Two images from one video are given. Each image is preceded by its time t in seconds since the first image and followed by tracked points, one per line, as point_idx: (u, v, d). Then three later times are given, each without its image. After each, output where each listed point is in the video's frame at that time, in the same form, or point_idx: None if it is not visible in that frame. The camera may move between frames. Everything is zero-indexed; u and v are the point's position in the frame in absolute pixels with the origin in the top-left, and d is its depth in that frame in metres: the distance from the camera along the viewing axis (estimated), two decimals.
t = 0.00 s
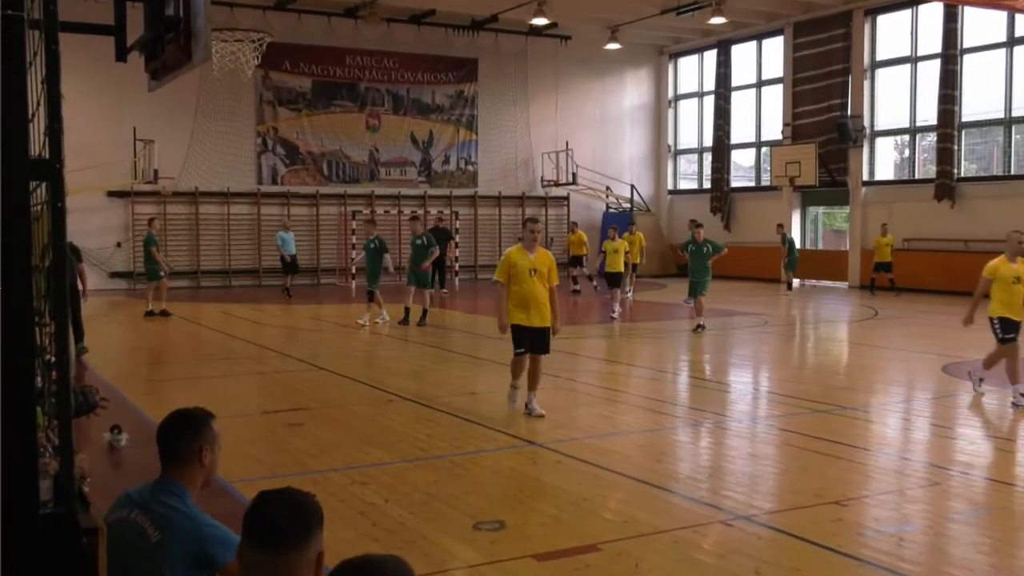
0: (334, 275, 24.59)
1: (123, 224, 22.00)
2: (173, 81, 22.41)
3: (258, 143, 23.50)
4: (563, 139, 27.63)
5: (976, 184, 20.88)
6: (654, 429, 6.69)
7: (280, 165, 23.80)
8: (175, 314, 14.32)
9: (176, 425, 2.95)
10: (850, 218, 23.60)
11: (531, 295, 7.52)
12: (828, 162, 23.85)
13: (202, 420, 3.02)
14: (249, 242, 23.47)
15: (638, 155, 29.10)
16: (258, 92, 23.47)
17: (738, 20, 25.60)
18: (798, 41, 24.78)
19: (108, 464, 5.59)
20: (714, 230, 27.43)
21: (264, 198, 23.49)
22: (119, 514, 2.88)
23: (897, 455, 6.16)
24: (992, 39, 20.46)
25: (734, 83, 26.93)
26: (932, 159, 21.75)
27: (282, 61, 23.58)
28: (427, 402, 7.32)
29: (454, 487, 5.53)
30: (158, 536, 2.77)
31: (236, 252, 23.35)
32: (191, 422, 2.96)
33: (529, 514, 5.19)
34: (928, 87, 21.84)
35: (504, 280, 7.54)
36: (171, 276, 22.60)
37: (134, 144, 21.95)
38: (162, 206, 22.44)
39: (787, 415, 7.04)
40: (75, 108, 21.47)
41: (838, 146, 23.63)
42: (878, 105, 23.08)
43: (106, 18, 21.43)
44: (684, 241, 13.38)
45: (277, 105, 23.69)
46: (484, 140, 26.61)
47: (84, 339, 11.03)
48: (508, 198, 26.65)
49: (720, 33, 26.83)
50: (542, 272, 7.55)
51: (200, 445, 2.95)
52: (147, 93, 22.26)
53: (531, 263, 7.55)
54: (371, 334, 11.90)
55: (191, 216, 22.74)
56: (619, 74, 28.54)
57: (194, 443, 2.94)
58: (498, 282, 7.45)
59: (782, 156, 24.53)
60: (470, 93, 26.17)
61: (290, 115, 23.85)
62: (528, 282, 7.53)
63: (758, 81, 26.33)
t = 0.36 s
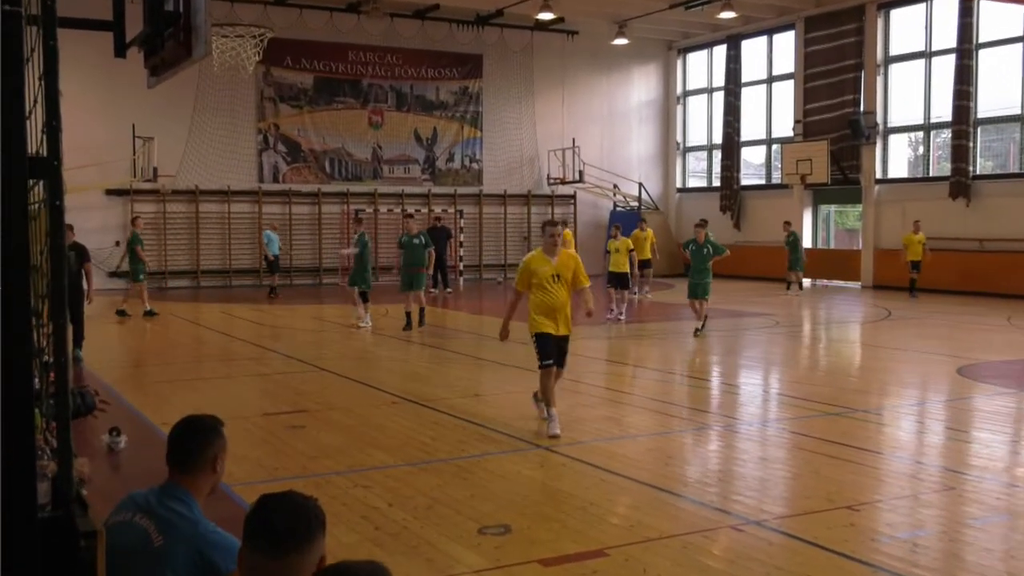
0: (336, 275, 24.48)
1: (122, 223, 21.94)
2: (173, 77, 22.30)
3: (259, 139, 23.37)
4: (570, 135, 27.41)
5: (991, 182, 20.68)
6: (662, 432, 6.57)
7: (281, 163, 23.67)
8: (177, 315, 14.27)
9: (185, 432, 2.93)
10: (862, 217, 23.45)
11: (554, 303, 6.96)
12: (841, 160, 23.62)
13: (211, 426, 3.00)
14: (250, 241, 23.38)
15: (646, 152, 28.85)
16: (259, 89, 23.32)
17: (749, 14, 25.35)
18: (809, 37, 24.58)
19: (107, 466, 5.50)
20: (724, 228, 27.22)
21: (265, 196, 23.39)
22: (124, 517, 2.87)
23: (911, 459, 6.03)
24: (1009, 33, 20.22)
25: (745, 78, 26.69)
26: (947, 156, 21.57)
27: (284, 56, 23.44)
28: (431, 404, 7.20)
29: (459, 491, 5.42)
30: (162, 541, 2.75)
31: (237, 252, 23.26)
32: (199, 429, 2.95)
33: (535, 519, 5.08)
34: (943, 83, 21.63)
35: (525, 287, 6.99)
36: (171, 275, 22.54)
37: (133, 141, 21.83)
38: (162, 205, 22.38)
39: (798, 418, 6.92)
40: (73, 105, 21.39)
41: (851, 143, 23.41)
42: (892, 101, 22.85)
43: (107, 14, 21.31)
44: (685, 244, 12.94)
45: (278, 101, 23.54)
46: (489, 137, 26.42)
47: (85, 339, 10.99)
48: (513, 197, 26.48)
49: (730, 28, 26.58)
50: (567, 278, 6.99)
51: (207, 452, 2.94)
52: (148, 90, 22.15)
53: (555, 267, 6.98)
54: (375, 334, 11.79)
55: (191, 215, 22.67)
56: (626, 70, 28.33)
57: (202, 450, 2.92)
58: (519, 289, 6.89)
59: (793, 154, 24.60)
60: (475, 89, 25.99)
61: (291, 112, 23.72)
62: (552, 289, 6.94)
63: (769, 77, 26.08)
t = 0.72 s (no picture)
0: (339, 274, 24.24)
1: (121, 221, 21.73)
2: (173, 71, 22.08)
3: (262, 135, 23.13)
4: (578, 131, 27.07)
5: (1012, 179, 20.47)
6: (674, 436, 6.42)
7: (282, 160, 23.44)
8: (178, 315, 14.15)
9: (182, 438, 2.81)
10: (879, 215, 23.21)
11: (585, 304, 6.47)
12: (857, 157, 23.41)
13: (208, 431, 2.89)
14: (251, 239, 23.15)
15: (657, 149, 28.51)
16: (260, 84, 23.14)
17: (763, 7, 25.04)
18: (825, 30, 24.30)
19: (105, 468, 5.39)
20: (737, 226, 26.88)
21: (267, 193, 23.15)
22: (122, 525, 2.74)
23: (930, 464, 5.87)
24: None
25: (758, 73, 26.37)
26: (967, 152, 21.37)
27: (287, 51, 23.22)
28: (435, 406, 7.08)
29: (464, 496, 5.29)
30: (164, 545, 2.63)
31: (237, 251, 23.03)
32: (198, 434, 2.83)
33: (543, 525, 4.94)
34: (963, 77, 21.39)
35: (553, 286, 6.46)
36: (169, 275, 22.33)
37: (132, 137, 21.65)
38: (160, 203, 22.16)
39: (813, 422, 6.77)
40: (70, 99, 21.20)
41: (868, 139, 23.17)
42: (910, 96, 22.58)
43: (107, 8, 21.11)
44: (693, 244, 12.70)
45: (280, 97, 23.33)
46: (496, 133, 26.14)
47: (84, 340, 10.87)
48: (520, 194, 26.18)
49: (743, 21, 26.28)
50: (597, 278, 6.54)
51: (207, 456, 2.81)
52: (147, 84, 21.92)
53: (585, 266, 6.52)
54: (379, 335, 11.65)
55: (191, 213, 22.44)
56: (636, 65, 28.01)
57: (201, 454, 2.80)
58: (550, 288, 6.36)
59: (809, 150, 24.11)
60: (481, 84, 25.73)
61: (293, 108, 23.49)
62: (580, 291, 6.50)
63: (783, 71, 25.81)
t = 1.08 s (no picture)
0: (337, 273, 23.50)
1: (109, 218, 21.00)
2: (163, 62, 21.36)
3: (256, 128, 22.37)
4: (588, 123, 26.20)
5: None
6: (689, 443, 6.15)
7: (278, 154, 22.69)
8: (173, 318, 13.81)
9: (173, 445, 2.57)
10: (905, 210, 22.24)
11: (626, 311, 5.63)
12: (880, 149, 22.44)
13: (207, 437, 2.61)
14: (245, 235, 22.39)
15: (670, 142, 27.59)
16: (255, 74, 22.37)
17: None
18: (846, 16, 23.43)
19: (92, 477, 5.14)
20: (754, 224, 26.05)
21: (261, 188, 22.41)
22: (112, 533, 2.57)
23: (959, 474, 5.60)
24: None
25: (777, 62, 25.41)
26: (998, 144, 20.62)
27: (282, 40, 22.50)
28: (439, 412, 6.80)
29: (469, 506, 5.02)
30: (150, 557, 2.46)
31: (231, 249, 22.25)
32: (191, 441, 2.57)
33: (552, 537, 4.68)
34: (993, 65, 20.64)
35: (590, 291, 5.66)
36: (160, 274, 21.60)
37: (122, 129, 20.92)
38: (150, 198, 21.42)
39: (835, 429, 6.49)
40: (54, 89, 20.41)
41: (892, 130, 22.22)
42: (938, 85, 21.68)
43: None
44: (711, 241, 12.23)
45: (275, 87, 22.56)
46: (501, 125, 25.29)
47: (74, 343, 10.55)
48: (527, 189, 25.34)
49: (760, 9, 25.38)
50: (640, 279, 5.67)
51: (200, 469, 2.56)
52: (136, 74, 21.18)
53: (625, 267, 5.66)
54: (381, 338, 11.32)
55: (182, 209, 21.70)
56: (648, 54, 27.12)
57: (192, 467, 2.54)
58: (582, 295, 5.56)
59: (830, 143, 23.19)
60: (485, 74, 24.91)
61: (289, 98, 22.73)
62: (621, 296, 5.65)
63: (803, 60, 24.86)
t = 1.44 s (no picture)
0: (337, 273, 22.63)
1: (97, 215, 20.23)
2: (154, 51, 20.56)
3: (251, 121, 21.59)
4: (600, 115, 25.37)
5: None
6: (705, 452, 5.87)
7: (274, 147, 21.89)
8: (168, 320, 13.45)
9: (167, 458, 2.45)
10: (934, 206, 21.46)
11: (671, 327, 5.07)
12: (908, 142, 21.55)
13: (203, 445, 2.51)
14: (240, 234, 21.54)
15: (687, 135, 26.70)
16: (250, 64, 21.61)
17: None
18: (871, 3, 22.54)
19: (81, 487, 4.91)
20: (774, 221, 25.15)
21: (257, 184, 21.59)
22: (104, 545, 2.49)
23: (992, 484, 5.32)
24: None
25: (799, 51, 24.52)
26: None
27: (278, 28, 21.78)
28: (444, 420, 6.53)
29: (475, 517, 4.77)
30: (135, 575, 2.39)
31: (225, 248, 21.44)
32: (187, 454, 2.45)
33: (561, 549, 4.43)
34: None
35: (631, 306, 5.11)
36: (150, 274, 20.80)
37: (111, 122, 20.21)
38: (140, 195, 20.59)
39: (860, 437, 6.22)
40: (39, 79, 19.68)
41: (920, 122, 21.32)
42: (969, 74, 20.88)
43: None
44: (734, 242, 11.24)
45: (271, 78, 21.79)
46: (509, 117, 24.49)
47: (64, 346, 10.22)
48: (535, 184, 24.51)
49: None
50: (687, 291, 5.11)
51: (194, 483, 2.45)
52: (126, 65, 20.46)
53: (671, 278, 5.10)
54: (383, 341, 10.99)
55: (174, 205, 20.90)
56: (664, 43, 26.25)
57: (185, 481, 2.43)
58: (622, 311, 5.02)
59: (855, 136, 21.89)
60: (492, 64, 24.17)
61: (287, 89, 21.95)
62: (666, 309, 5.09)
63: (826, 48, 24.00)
